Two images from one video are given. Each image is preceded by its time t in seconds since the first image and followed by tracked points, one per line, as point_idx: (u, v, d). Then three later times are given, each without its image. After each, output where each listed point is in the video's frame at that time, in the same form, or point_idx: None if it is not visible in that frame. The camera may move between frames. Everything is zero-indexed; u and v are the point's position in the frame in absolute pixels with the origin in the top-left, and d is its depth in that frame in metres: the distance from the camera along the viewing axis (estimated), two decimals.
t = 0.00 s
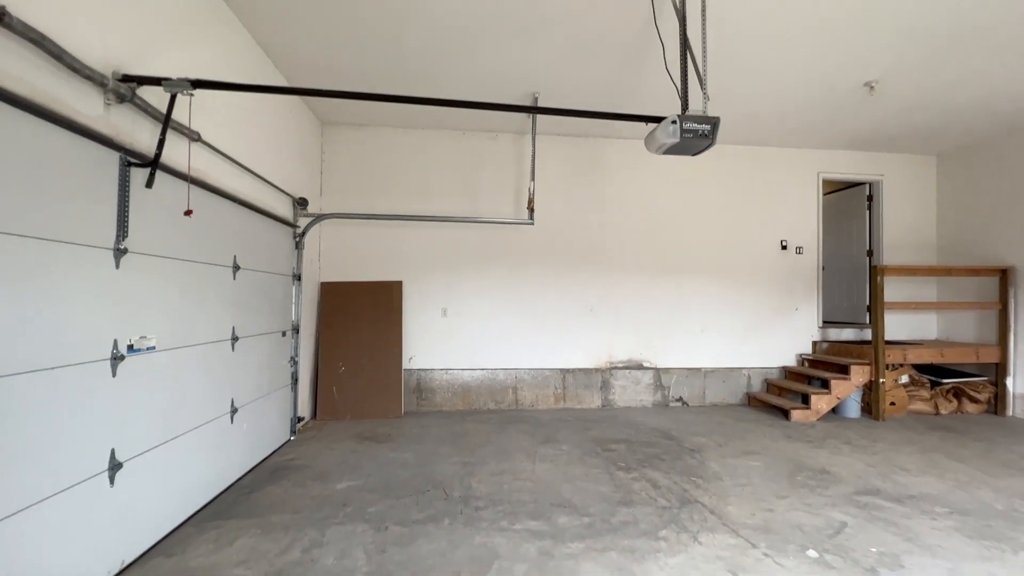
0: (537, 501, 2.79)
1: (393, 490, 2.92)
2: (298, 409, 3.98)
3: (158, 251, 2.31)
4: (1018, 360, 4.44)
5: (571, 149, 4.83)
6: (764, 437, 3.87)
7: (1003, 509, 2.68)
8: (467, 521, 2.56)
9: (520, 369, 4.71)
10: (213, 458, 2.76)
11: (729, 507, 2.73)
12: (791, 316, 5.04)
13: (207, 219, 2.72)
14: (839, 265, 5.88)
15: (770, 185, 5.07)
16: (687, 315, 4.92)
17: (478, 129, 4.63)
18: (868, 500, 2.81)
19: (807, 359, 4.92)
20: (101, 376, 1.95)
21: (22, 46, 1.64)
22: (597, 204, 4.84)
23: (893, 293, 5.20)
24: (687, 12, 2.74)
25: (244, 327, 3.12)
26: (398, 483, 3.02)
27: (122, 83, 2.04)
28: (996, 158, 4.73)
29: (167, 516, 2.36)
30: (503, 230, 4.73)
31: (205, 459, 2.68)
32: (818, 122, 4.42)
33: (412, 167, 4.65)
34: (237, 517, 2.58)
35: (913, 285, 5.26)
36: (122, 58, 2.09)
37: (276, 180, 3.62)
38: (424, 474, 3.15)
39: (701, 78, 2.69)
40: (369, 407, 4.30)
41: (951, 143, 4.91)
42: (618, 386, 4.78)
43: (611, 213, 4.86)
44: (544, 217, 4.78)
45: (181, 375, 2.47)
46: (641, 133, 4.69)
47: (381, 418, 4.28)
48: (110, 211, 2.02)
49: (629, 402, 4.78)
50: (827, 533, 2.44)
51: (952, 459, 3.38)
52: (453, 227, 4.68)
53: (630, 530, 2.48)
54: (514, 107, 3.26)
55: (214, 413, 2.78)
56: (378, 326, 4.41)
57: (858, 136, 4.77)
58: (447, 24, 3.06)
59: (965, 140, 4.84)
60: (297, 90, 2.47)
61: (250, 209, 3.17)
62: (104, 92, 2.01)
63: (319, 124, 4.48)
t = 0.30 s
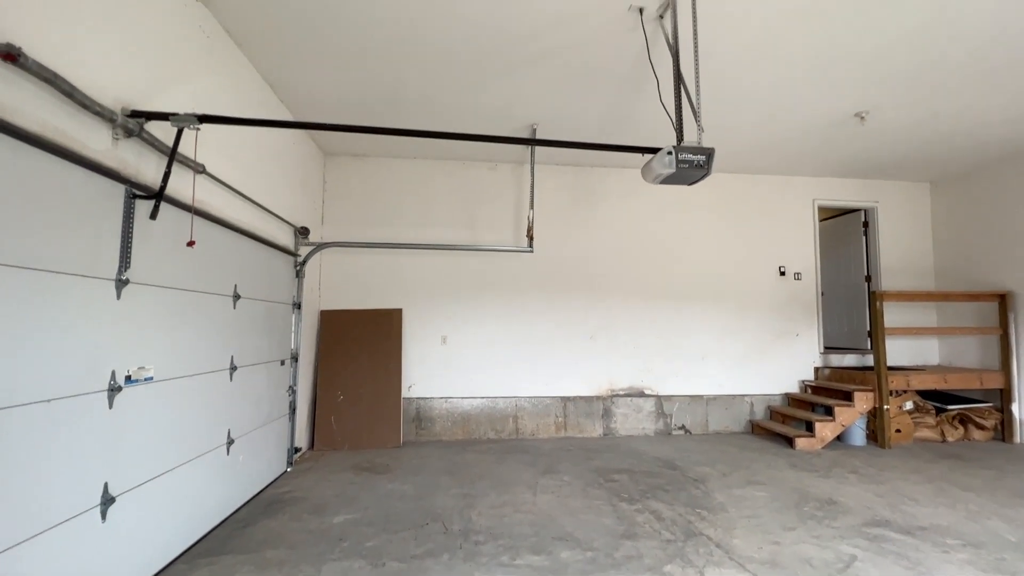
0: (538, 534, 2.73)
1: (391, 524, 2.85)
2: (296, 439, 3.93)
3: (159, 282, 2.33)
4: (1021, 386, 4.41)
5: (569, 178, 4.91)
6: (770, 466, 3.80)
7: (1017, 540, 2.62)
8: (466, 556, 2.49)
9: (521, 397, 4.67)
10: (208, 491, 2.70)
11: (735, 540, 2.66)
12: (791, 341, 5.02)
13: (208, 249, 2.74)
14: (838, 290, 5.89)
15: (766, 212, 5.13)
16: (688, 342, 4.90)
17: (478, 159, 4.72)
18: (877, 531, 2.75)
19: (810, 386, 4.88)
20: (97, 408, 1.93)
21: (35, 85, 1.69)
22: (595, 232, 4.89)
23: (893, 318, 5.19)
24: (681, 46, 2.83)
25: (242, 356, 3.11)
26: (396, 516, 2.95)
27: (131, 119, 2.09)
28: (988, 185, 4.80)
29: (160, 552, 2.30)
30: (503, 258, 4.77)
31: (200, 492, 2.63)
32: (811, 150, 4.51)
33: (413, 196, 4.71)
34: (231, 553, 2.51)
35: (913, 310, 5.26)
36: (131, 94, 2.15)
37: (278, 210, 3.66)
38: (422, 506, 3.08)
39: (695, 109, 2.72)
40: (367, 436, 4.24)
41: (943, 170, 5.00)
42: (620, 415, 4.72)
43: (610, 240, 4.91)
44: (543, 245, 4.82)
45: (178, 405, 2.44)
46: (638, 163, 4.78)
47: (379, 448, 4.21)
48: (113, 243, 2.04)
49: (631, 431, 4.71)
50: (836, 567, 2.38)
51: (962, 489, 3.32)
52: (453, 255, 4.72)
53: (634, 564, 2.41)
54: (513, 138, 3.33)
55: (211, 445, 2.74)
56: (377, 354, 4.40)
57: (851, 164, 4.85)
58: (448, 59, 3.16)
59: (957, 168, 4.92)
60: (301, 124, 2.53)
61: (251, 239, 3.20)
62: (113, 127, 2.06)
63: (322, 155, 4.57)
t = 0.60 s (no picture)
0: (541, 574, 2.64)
1: (389, 565, 2.77)
2: (292, 475, 3.85)
3: (160, 316, 2.33)
4: None
5: (568, 210, 4.98)
6: (777, 501, 3.71)
7: None
8: None
9: (521, 430, 4.60)
10: (201, 530, 2.63)
11: None
12: (794, 371, 4.99)
13: (210, 283, 2.75)
14: (839, 319, 5.89)
15: (764, 242, 5.18)
16: (690, 372, 4.87)
17: (479, 191, 4.80)
18: (891, 569, 2.66)
19: (814, 416, 4.82)
20: (93, 445, 1.90)
21: (47, 126, 1.73)
22: (595, 263, 4.93)
23: (895, 346, 5.16)
24: (674, 84, 2.92)
25: (241, 390, 3.08)
26: (394, 556, 2.87)
27: (139, 157, 2.13)
28: (982, 214, 4.87)
29: None
30: (503, 289, 4.78)
31: (193, 531, 2.56)
32: (805, 182, 4.59)
33: (414, 228, 4.77)
34: None
35: (915, 338, 5.24)
36: (141, 134, 2.21)
37: (281, 243, 3.70)
38: (421, 546, 2.99)
39: (690, 143, 2.77)
40: (365, 471, 4.16)
41: (937, 200, 5.08)
42: (622, 448, 4.64)
43: (609, 271, 4.94)
44: (543, 275, 4.84)
45: (174, 441, 2.41)
46: (635, 195, 4.86)
47: (377, 484, 4.12)
48: (116, 279, 2.06)
49: (634, 464, 4.62)
50: None
51: (975, 523, 3.23)
52: (453, 286, 4.74)
53: None
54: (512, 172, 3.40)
55: (206, 481, 2.68)
56: (377, 386, 4.36)
57: (845, 195, 4.94)
58: (450, 98, 3.26)
59: (950, 198, 5.00)
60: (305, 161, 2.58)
61: (253, 273, 3.22)
62: (121, 165, 2.11)
63: (325, 189, 4.66)
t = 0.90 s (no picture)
0: None
1: None
2: (287, 512, 3.76)
3: (158, 350, 2.32)
4: None
5: (567, 240, 5.03)
6: (785, 536, 3.61)
7: None
8: None
9: (522, 463, 4.51)
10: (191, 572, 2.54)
11: None
12: (797, 401, 4.93)
13: (209, 316, 2.75)
14: (840, 347, 5.86)
15: (762, 271, 5.21)
16: (692, 402, 4.81)
17: (478, 223, 4.86)
18: None
19: (819, 447, 4.74)
20: (83, 484, 1.86)
21: (55, 164, 1.76)
22: (595, 293, 4.94)
23: (898, 375, 5.12)
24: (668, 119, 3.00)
25: (236, 424, 3.03)
26: None
27: (143, 193, 2.16)
28: (976, 243, 4.93)
29: None
30: (503, 319, 4.78)
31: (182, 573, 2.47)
32: (801, 212, 4.66)
33: (414, 259, 4.80)
34: None
35: (918, 367, 5.21)
36: (147, 170, 2.25)
37: (281, 275, 3.72)
38: None
39: (685, 176, 2.82)
40: (361, 508, 4.05)
41: (931, 229, 5.14)
42: (625, 481, 4.54)
43: (609, 300, 4.95)
44: (543, 306, 4.85)
45: (166, 478, 2.35)
46: (633, 225, 4.92)
47: (374, 521, 4.01)
48: (114, 313, 2.06)
49: (638, 498, 4.51)
50: None
51: (991, 559, 3.13)
52: (453, 317, 4.74)
53: None
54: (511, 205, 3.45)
55: (197, 519, 2.61)
56: (375, 419, 4.31)
57: (840, 224, 5.00)
58: (450, 134, 3.34)
59: (944, 227, 5.07)
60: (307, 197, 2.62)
61: (252, 305, 3.23)
62: (125, 201, 2.13)
63: (326, 221, 4.71)
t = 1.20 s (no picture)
0: None
1: None
2: (279, 555, 3.63)
3: (153, 387, 2.29)
4: None
5: (566, 273, 5.05)
6: None
7: None
8: None
9: (522, 500, 4.39)
10: None
11: None
12: (802, 434, 4.86)
13: (206, 352, 2.73)
14: (842, 379, 5.82)
15: (761, 303, 5.22)
16: (695, 437, 4.73)
17: (477, 256, 4.89)
18: None
19: (827, 483, 4.64)
20: (69, 529, 1.79)
21: (61, 204, 1.79)
22: (594, 325, 4.94)
23: (903, 407, 5.06)
24: (663, 156, 3.07)
25: (230, 463, 2.96)
26: None
27: (146, 230, 2.18)
28: (973, 274, 4.97)
29: None
30: (503, 352, 4.75)
31: None
32: (797, 244, 4.71)
33: (413, 293, 4.81)
34: None
35: (922, 399, 5.15)
36: (150, 208, 2.27)
37: (280, 310, 3.72)
38: None
39: (680, 210, 2.86)
40: (356, 550, 3.91)
41: (928, 260, 5.19)
42: (628, 519, 4.41)
43: (609, 333, 4.93)
44: (543, 338, 4.83)
45: (156, 521, 2.27)
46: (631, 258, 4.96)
47: (369, 564, 3.86)
48: (110, 351, 2.04)
49: (642, 537, 4.37)
50: None
51: None
52: (452, 350, 4.71)
53: None
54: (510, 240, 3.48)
55: (186, 564, 2.50)
56: (371, 455, 4.22)
57: (837, 256, 5.05)
58: (450, 171, 3.41)
59: (940, 258, 5.11)
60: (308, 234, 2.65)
61: (249, 341, 3.21)
62: (127, 238, 2.15)
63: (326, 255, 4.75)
